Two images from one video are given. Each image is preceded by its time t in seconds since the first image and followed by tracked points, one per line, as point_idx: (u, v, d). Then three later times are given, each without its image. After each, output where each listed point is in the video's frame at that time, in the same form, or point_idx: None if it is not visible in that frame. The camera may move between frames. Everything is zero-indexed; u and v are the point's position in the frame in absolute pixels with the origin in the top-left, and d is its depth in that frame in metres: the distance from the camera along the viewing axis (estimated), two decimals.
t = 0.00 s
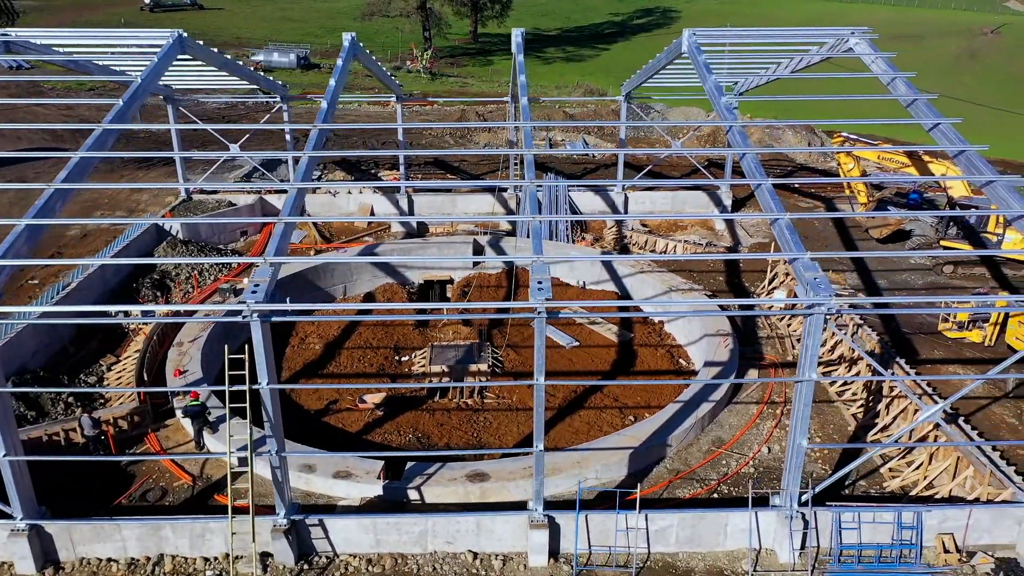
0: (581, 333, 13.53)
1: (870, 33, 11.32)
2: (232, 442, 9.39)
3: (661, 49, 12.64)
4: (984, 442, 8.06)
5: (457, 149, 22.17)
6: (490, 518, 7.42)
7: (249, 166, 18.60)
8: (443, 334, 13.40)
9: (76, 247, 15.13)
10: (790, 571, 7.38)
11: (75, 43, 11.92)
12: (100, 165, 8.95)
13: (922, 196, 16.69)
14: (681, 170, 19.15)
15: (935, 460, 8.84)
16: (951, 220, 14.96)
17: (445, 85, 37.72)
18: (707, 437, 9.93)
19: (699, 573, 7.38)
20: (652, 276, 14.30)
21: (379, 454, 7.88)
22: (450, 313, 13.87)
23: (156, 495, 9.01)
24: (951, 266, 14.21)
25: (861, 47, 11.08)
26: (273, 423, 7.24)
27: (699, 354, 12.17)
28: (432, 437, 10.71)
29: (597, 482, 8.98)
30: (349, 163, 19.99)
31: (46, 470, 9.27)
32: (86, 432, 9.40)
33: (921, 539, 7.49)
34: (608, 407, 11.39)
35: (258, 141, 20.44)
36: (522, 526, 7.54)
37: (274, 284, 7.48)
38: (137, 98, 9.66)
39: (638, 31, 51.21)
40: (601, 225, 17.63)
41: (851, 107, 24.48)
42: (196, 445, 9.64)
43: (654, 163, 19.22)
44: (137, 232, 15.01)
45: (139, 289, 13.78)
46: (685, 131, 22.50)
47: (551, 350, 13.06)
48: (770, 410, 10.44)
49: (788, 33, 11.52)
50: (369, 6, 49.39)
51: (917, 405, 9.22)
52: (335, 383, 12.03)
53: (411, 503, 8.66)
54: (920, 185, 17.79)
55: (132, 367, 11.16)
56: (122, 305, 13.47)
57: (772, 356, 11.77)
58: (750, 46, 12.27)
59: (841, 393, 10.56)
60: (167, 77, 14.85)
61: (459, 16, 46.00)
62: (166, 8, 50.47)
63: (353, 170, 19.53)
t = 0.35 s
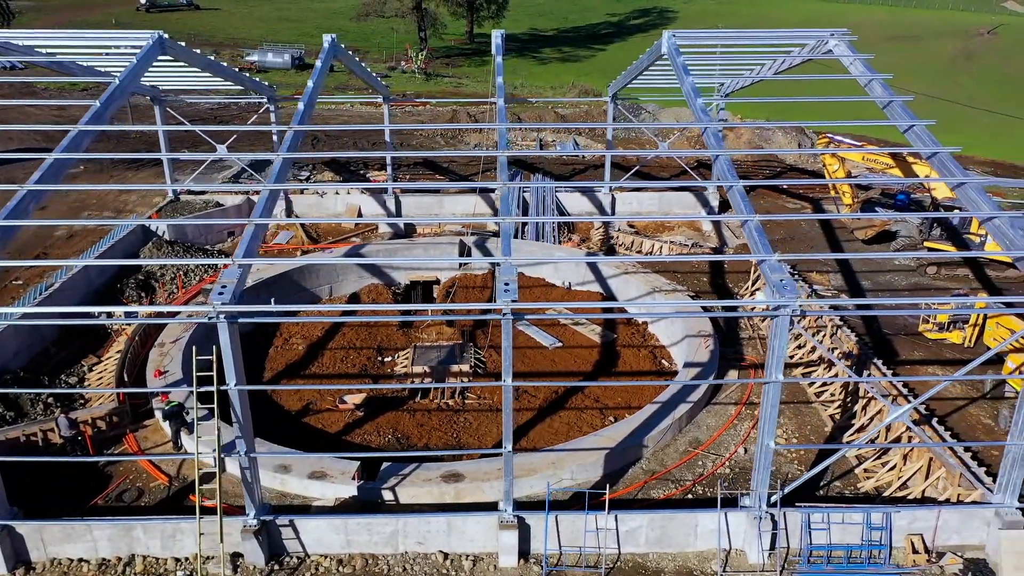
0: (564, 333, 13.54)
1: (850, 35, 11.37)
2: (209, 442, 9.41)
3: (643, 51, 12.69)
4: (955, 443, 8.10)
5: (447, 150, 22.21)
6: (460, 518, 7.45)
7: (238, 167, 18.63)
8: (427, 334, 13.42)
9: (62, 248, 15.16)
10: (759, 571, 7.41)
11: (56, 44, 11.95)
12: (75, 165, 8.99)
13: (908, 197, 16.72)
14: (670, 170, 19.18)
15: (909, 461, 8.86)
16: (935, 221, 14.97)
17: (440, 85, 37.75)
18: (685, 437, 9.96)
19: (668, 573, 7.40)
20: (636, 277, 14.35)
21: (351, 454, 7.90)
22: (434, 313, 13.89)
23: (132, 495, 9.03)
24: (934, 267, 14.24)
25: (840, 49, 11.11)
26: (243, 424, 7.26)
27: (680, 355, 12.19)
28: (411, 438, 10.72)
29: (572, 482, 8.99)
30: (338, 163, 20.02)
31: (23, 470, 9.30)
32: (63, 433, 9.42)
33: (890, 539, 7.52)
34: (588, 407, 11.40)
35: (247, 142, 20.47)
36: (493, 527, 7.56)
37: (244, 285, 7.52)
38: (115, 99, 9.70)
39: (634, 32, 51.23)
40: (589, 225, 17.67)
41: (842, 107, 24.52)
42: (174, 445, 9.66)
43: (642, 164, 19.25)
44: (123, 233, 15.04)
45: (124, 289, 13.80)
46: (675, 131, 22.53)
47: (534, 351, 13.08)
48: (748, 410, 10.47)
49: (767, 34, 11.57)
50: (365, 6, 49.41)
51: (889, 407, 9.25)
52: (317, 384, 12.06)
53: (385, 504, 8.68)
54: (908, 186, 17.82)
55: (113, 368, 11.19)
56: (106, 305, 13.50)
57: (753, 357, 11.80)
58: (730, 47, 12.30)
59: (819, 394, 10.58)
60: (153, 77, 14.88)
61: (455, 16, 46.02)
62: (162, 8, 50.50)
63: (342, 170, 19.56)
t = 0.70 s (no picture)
0: (547, 333, 13.55)
1: (828, 36, 11.42)
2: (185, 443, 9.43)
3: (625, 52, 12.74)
4: (925, 443, 8.12)
5: (437, 151, 22.25)
6: (429, 518, 7.47)
7: (226, 167, 18.69)
8: (410, 334, 13.44)
9: (47, 248, 15.19)
10: (727, 571, 7.43)
11: (38, 45, 11.99)
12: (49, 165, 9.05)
13: (894, 198, 16.73)
14: (657, 171, 19.23)
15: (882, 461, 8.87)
16: (917, 222, 15.00)
17: (434, 86, 37.80)
18: (661, 438, 9.99)
19: (636, 573, 7.43)
20: (620, 278, 14.40)
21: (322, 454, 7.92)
22: (418, 314, 13.90)
23: (107, 496, 9.05)
24: (917, 268, 14.27)
25: (818, 50, 11.13)
26: (210, 425, 7.27)
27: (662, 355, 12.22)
28: (390, 438, 10.73)
29: (547, 482, 9.01)
30: (327, 164, 20.06)
31: None
32: (40, 433, 9.45)
33: (858, 539, 7.55)
34: (568, 408, 11.42)
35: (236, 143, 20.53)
36: (463, 527, 7.59)
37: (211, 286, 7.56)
38: (91, 100, 9.75)
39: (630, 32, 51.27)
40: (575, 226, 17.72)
41: (832, 108, 24.55)
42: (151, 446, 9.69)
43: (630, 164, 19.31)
44: (109, 233, 15.07)
45: (108, 289, 13.82)
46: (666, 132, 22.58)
47: (516, 351, 13.10)
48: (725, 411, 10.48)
49: (747, 36, 11.62)
50: (361, 7, 49.46)
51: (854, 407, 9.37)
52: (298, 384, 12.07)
53: (359, 504, 8.71)
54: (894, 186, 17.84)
55: (93, 368, 11.20)
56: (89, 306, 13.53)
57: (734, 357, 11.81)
58: (709, 48, 12.36)
59: (797, 394, 10.59)
60: (138, 78, 14.91)
61: (451, 17, 46.03)
62: (157, 9, 50.57)
63: (330, 171, 19.60)
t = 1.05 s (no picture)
0: (528, 333, 13.54)
1: (805, 36, 11.45)
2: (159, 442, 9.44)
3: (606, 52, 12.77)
4: (892, 443, 8.14)
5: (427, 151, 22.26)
6: (395, 518, 7.49)
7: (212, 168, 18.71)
8: (391, 334, 13.44)
9: (30, 248, 15.20)
10: (692, 570, 7.46)
11: (17, 45, 12.00)
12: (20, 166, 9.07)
13: (879, 198, 16.76)
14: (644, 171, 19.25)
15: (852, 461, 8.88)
16: (899, 222, 15.13)
17: (428, 86, 37.78)
18: (635, 438, 10.00)
19: (602, 573, 7.44)
20: (602, 277, 14.44)
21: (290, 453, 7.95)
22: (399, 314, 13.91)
23: (80, 495, 9.06)
24: (898, 268, 14.31)
25: (794, 51, 11.16)
26: (175, 424, 7.31)
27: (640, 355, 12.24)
28: (366, 438, 10.72)
29: (518, 482, 9.02)
30: (315, 164, 20.08)
31: None
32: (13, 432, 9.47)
33: (824, 539, 7.57)
34: (545, 407, 11.41)
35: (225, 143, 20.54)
36: (429, 526, 7.61)
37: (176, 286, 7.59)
38: (65, 101, 9.76)
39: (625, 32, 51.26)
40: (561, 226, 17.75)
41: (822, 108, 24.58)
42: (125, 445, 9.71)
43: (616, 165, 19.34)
44: (92, 233, 15.09)
45: (89, 289, 13.84)
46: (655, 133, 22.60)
47: (497, 351, 13.11)
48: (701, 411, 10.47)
49: (725, 36, 11.64)
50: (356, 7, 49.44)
51: (821, 408, 9.42)
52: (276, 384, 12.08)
53: (330, 504, 8.72)
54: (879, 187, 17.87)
55: (70, 368, 11.21)
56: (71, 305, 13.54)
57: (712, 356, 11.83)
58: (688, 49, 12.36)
59: (772, 394, 10.60)
60: (122, 78, 14.93)
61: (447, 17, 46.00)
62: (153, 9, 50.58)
63: (318, 171, 19.62)
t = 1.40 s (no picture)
0: (510, 333, 13.54)
1: (782, 37, 11.48)
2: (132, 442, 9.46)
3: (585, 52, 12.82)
4: (860, 443, 8.16)
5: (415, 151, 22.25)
6: (361, 517, 7.50)
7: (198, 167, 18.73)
8: (372, 334, 13.44)
9: (14, 247, 15.22)
10: (658, 569, 7.46)
11: None
12: None
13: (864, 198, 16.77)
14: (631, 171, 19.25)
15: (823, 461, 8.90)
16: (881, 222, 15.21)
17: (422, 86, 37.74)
18: (609, 437, 10.01)
19: (568, 572, 7.46)
20: (585, 277, 14.45)
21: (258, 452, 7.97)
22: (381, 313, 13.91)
23: (52, 494, 9.07)
24: (880, 268, 14.34)
25: (771, 51, 11.19)
26: (140, 423, 7.35)
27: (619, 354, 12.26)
28: (343, 437, 10.72)
29: (490, 481, 9.04)
30: (302, 164, 20.09)
31: None
32: None
33: (790, 538, 7.59)
34: (523, 407, 11.41)
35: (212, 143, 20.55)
36: (396, 526, 7.62)
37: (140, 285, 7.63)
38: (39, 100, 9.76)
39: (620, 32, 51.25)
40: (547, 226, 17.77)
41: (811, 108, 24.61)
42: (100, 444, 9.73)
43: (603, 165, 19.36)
44: (76, 233, 15.11)
45: (71, 289, 13.86)
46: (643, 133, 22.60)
47: (478, 351, 13.11)
48: (677, 410, 10.47)
49: (702, 36, 11.67)
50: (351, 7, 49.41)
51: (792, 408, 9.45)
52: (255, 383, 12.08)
53: (301, 503, 8.74)
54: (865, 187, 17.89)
55: (48, 367, 11.23)
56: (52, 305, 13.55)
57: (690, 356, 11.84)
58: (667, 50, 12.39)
59: (748, 394, 10.61)
60: (106, 78, 14.95)
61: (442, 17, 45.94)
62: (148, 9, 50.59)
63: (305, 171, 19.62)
